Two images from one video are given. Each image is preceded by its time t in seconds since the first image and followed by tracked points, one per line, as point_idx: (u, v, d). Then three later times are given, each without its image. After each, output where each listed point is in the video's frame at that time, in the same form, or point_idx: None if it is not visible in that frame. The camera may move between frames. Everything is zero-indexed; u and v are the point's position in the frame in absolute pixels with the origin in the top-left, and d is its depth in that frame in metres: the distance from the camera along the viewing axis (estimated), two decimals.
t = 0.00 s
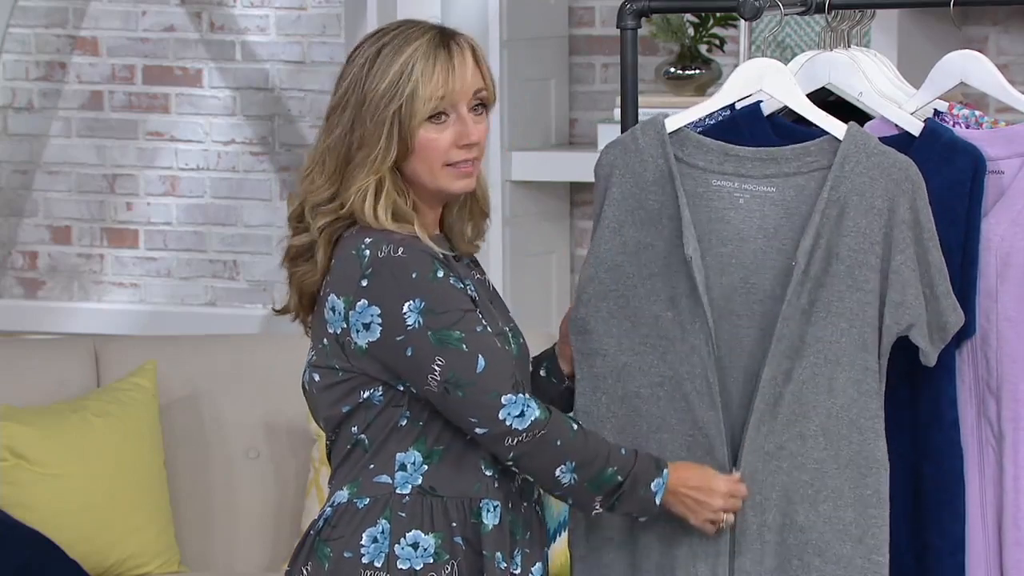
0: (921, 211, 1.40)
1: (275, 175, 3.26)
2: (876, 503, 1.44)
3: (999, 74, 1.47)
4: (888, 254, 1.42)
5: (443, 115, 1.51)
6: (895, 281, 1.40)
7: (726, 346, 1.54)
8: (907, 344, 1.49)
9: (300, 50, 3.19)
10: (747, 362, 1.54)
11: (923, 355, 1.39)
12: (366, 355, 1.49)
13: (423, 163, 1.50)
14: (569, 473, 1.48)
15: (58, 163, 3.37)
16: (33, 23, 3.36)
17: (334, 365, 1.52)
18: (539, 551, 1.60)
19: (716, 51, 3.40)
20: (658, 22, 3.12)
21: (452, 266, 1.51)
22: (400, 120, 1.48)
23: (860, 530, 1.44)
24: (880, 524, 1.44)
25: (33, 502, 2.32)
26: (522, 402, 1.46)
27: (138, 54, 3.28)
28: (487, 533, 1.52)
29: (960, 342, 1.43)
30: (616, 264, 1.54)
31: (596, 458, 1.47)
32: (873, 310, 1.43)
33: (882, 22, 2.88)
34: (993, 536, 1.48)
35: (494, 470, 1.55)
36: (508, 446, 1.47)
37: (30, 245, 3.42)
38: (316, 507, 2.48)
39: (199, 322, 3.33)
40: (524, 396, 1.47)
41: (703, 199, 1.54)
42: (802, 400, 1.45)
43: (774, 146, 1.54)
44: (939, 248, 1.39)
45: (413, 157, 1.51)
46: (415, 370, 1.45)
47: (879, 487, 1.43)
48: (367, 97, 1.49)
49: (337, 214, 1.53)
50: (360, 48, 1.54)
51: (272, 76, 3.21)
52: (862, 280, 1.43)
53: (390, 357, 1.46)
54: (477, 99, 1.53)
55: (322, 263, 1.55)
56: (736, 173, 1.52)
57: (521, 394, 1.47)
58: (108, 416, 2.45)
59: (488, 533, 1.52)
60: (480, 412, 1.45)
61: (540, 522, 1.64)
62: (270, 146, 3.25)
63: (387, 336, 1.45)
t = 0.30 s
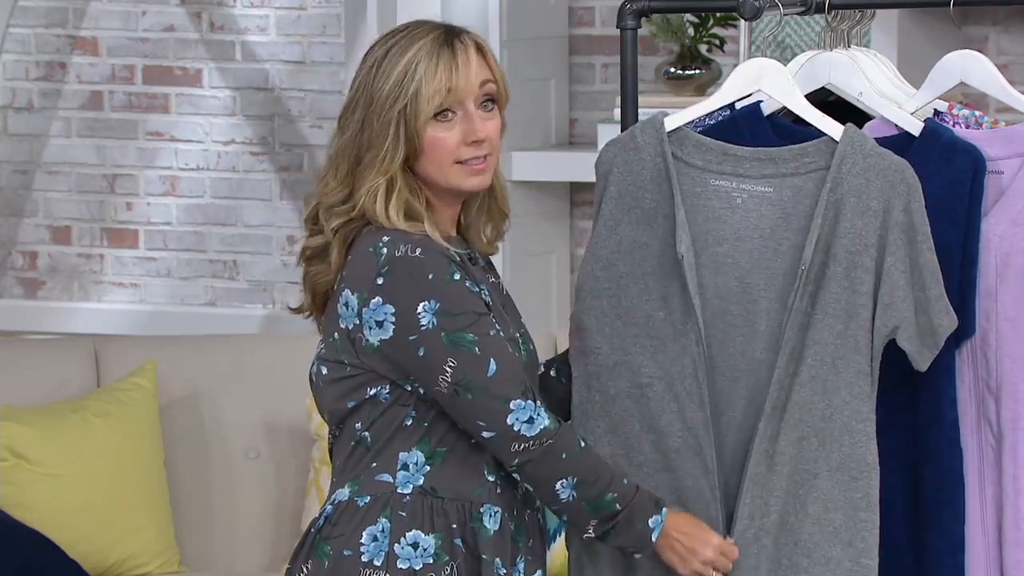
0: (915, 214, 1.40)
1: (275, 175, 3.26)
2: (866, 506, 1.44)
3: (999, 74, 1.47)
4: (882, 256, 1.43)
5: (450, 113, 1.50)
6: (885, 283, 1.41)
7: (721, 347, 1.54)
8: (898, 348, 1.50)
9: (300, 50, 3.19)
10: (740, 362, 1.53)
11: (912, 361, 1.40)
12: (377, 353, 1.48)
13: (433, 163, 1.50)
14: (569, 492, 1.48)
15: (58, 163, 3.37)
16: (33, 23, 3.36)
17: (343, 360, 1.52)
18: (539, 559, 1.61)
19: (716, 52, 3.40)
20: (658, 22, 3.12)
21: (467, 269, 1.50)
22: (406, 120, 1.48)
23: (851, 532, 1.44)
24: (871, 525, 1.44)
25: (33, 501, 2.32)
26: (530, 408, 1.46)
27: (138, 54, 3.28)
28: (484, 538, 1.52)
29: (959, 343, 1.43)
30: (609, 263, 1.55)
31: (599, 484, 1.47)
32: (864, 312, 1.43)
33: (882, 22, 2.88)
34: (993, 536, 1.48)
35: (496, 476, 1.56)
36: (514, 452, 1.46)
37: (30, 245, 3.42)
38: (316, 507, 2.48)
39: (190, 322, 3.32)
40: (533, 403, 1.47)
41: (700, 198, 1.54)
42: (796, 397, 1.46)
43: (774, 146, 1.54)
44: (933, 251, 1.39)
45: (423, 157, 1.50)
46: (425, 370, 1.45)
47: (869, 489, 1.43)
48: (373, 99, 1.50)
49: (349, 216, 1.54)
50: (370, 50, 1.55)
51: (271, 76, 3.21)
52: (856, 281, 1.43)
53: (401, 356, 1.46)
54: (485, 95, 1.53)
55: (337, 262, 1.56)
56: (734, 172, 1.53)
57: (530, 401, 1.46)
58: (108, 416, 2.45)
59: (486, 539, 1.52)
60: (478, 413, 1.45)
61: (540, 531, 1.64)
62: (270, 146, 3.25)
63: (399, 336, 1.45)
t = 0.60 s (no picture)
0: (909, 218, 1.39)
1: (275, 175, 3.26)
2: (850, 509, 1.45)
3: (999, 74, 1.47)
4: (874, 259, 1.42)
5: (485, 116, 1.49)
6: (878, 286, 1.40)
7: (711, 349, 1.55)
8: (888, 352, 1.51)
9: (301, 50, 3.19)
10: (727, 361, 1.54)
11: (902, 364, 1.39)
12: (388, 351, 1.48)
13: (470, 167, 1.49)
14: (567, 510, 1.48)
15: (58, 164, 3.37)
16: (33, 23, 3.36)
17: (352, 354, 1.52)
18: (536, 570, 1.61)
19: (716, 52, 3.40)
20: (658, 22, 3.12)
21: (485, 277, 1.50)
22: (441, 124, 1.47)
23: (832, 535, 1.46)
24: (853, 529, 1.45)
25: (33, 501, 2.32)
26: (538, 419, 1.45)
27: (138, 54, 3.28)
28: (479, 547, 1.52)
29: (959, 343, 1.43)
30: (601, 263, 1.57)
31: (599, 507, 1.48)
32: (855, 313, 1.43)
33: (882, 22, 2.88)
34: (993, 537, 1.48)
35: (492, 486, 1.56)
36: (518, 461, 1.45)
37: (30, 245, 3.41)
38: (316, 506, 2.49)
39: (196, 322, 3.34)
40: (541, 414, 1.46)
41: (694, 197, 1.54)
42: (791, 395, 1.47)
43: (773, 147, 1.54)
44: (926, 256, 1.39)
45: (460, 162, 1.50)
46: (437, 372, 1.45)
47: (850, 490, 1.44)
48: (406, 101, 1.49)
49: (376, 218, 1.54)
50: (398, 51, 1.53)
51: (272, 76, 3.22)
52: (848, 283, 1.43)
53: (413, 357, 1.46)
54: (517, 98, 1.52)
55: (354, 262, 1.55)
56: (729, 172, 1.53)
57: (538, 411, 1.45)
58: (108, 416, 2.45)
59: (481, 548, 1.52)
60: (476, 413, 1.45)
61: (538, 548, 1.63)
62: (270, 146, 3.25)
63: (413, 336, 1.45)
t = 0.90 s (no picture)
0: (918, 214, 1.39)
1: (275, 175, 3.27)
2: (856, 509, 1.45)
3: (999, 74, 1.47)
4: (883, 256, 1.42)
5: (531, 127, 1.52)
6: (889, 285, 1.40)
7: (727, 350, 1.54)
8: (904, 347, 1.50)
9: (300, 50, 3.21)
10: (738, 362, 1.54)
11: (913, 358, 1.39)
12: (386, 354, 1.51)
13: (516, 177, 1.53)
14: (561, 519, 1.51)
15: (58, 163, 3.36)
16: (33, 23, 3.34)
17: (350, 353, 1.56)
18: None
19: (716, 52, 3.40)
20: (658, 22, 3.12)
21: (487, 288, 1.53)
22: (501, 138, 1.49)
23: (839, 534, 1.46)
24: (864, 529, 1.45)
25: (33, 501, 2.31)
26: (533, 430, 1.49)
27: (138, 54, 3.28)
28: (467, 551, 1.56)
29: (959, 343, 1.43)
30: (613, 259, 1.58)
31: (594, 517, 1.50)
32: (866, 311, 1.43)
33: (882, 22, 2.88)
34: (991, 538, 1.48)
35: (483, 492, 1.60)
36: (512, 470, 1.48)
37: (30, 245, 3.39)
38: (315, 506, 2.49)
39: (197, 322, 3.35)
40: (536, 425, 1.49)
41: (701, 198, 1.54)
42: (796, 394, 1.48)
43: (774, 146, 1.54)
44: (933, 253, 1.39)
45: (506, 172, 1.52)
46: (432, 379, 1.48)
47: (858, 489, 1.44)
48: (463, 113, 1.48)
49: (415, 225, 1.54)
50: (436, 59, 1.52)
51: (271, 76, 3.23)
52: (857, 282, 1.44)
53: (410, 361, 1.49)
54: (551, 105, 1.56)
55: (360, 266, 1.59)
56: (735, 172, 1.52)
57: (533, 422, 1.49)
58: (108, 416, 2.45)
59: (469, 552, 1.56)
60: (470, 422, 1.47)
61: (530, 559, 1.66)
62: (270, 146, 3.26)
63: (411, 342, 1.48)
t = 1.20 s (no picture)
0: (918, 213, 1.40)
1: (275, 175, 3.28)
2: (858, 508, 1.44)
3: (999, 74, 1.47)
4: (884, 257, 1.42)
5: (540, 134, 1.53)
6: (892, 284, 1.40)
7: (733, 351, 1.54)
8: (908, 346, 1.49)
9: (300, 50, 3.22)
10: (745, 361, 1.54)
11: (922, 358, 1.39)
12: (380, 354, 1.51)
13: (523, 184, 1.53)
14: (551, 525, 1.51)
15: (58, 163, 3.35)
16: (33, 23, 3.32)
17: (345, 350, 1.56)
18: None
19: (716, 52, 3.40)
20: (658, 22, 3.12)
21: (483, 289, 1.52)
22: (512, 145, 1.49)
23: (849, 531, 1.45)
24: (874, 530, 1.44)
25: (33, 502, 2.31)
26: (524, 434, 1.48)
27: (138, 54, 3.28)
28: (457, 553, 1.57)
29: (960, 342, 1.43)
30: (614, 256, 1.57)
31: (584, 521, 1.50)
32: (868, 310, 1.43)
33: (882, 22, 2.88)
34: (994, 537, 1.48)
35: (475, 495, 1.60)
36: (502, 474, 1.48)
37: (30, 245, 3.38)
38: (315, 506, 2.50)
39: (201, 322, 3.36)
40: (528, 430, 1.49)
41: (704, 199, 1.54)
42: (790, 393, 1.47)
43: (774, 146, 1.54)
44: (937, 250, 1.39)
45: (513, 178, 1.53)
46: (425, 380, 1.48)
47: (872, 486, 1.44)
48: (476, 120, 1.48)
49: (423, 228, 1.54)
50: (450, 62, 1.51)
51: (272, 76, 3.24)
52: (855, 282, 1.44)
53: (404, 362, 1.49)
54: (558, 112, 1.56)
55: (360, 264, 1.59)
56: (738, 172, 1.52)
57: (524, 427, 1.49)
58: (108, 416, 2.45)
59: (459, 554, 1.57)
60: (462, 424, 1.47)
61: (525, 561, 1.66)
62: (270, 146, 3.27)
63: (405, 342, 1.48)
